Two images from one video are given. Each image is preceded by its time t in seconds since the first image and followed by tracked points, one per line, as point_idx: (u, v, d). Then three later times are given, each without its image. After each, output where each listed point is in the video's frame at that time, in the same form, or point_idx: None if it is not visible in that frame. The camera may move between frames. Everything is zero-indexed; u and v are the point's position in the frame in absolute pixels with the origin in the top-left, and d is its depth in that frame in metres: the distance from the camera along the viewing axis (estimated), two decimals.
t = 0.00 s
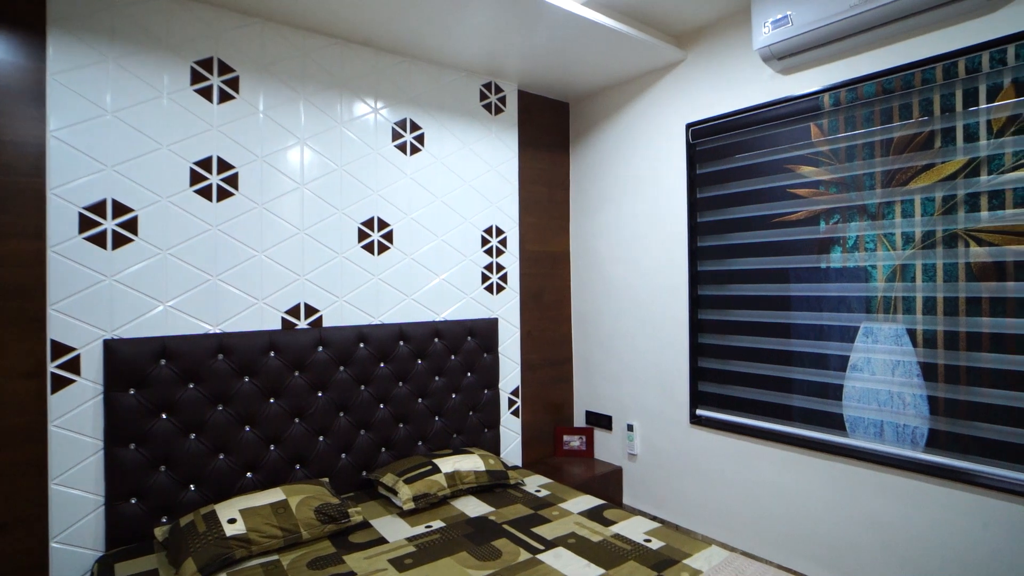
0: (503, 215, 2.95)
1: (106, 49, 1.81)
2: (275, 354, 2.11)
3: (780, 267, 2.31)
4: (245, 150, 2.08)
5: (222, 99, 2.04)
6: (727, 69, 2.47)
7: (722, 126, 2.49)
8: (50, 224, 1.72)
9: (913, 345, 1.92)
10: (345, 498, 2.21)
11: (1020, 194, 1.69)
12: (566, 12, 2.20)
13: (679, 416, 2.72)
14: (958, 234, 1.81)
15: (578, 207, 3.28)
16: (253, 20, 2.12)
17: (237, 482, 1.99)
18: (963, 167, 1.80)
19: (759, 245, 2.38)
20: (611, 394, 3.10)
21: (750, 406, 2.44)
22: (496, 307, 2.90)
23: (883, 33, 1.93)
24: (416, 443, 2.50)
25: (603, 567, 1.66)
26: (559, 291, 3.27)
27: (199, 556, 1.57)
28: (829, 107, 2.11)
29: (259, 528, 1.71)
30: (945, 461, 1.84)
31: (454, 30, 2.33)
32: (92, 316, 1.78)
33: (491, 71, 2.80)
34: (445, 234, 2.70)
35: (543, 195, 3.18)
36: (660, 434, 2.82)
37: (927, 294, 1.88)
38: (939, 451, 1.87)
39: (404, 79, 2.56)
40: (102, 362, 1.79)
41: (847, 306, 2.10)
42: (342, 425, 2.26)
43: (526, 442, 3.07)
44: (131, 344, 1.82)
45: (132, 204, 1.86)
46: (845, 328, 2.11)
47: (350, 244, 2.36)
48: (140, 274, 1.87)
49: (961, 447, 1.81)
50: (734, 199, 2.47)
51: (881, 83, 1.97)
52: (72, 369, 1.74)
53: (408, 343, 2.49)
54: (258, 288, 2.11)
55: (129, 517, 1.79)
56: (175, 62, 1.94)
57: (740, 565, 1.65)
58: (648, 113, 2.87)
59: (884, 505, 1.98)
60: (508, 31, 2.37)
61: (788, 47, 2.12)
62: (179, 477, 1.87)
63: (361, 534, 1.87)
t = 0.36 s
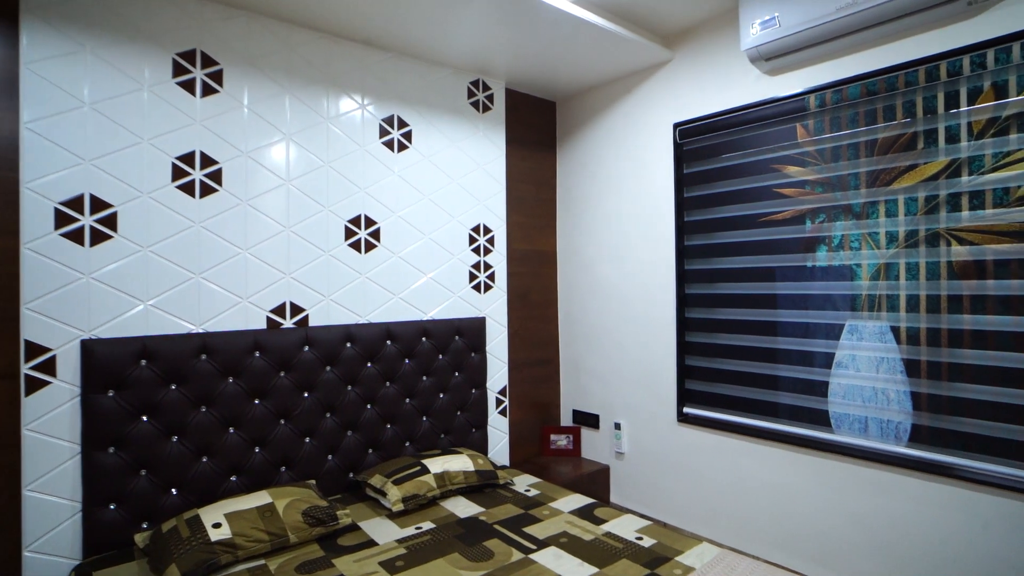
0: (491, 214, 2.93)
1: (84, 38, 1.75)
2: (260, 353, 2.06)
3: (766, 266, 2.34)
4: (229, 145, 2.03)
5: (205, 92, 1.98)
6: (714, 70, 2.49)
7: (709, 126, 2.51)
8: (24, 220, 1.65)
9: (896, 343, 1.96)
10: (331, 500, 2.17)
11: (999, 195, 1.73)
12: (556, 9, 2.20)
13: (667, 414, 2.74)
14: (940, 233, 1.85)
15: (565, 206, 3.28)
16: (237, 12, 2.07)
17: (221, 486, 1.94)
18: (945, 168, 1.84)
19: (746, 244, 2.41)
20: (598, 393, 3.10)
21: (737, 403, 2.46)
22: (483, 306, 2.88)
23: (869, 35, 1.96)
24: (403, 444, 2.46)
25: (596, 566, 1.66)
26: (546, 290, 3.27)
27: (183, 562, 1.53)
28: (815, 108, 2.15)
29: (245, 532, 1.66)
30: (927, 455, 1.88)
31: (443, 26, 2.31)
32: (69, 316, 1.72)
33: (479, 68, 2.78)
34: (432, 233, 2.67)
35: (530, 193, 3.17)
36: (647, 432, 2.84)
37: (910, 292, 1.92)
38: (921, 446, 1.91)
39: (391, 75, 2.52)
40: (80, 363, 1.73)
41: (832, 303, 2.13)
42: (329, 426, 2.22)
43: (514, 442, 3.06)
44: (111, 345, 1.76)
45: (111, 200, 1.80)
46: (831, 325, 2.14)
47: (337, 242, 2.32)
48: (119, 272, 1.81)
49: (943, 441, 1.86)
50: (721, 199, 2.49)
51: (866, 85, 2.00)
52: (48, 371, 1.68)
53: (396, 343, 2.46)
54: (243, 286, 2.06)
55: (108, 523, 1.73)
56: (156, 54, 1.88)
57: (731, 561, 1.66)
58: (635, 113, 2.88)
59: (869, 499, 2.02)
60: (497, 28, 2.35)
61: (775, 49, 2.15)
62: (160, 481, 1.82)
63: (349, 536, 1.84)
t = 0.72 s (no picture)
0: (478, 213, 2.90)
1: (58, 28, 1.69)
2: (243, 355, 2.01)
3: (753, 266, 2.36)
4: (211, 141, 1.98)
5: (186, 86, 1.93)
6: (702, 71, 2.51)
7: (696, 126, 2.52)
8: None
9: (880, 341, 1.99)
10: (317, 504, 2.13)
11: (979, 196, 1.77)
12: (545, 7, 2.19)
13: (653, 413, 2.75)
14: (922, 233, 1.88)
15: (551, 205, 3.27)
16: (220, 5, 2.01)
17: (203, 491, 1.89)
18: (927, 170, 1.87)
19: (732, 244, 2.43)
20: (585, 393, 3.10)
21: (724, 402, 2.48)
22: (470, 307, 2.86)
23: (854, 38, 1.99)
24: (390, 446, 2.43)
25: (588, 567, 1.65)
26: (532, 290, 3.26)
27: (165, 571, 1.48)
28: (800, 110, 2.18)
29: (229, 539, 1.62)
30: (909, 451, 1.92)
31: (431, 23, 2.28)
32: (43, 317, 1.65)
33: (466, 66, 2.75)
34: (419, 232, 2.64)
35: (517, 193, 3.16)
36: (634, 431, 2.85)
37: (894, 291, 1.96)
38: (904, 442, 1.95)
39: (378, 72, 2.49)
40: (54, 366, 1.66)
41: (818, 303, 2.16)
42: (314, 429, 2.17)
43: (500, 442, 3.04)
44: (87, 347, 1.70)
45: (87, 196, 1.73)
46: (816, 324, 2.17)
47: (322, 241, 2.27)
48: (96, 272, 1.74)
49: (925, 438, 1.89)
50: (708, 199, 2.51)
51: (850, 87, 2.04)
52: (20, 374, 1.61)
53: (382, 344, 2.42)
54: (225, 286, 2.01)
55: (84, 532, 1.66)
56: (134, 46, 1.82)
57: (722, 559, 1.67)
58: (622, 113, 2.89)
59: (853, 495, 2.05)
60: (486, 26, 2.33)
61: (762, 50, 2.17)
62: (139, 487, 1.76)
63: (336, 541, 1.80)
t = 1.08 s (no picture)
0: (465, 213, 2.87)
1: (30, 18, 1.62)
2: (226, 358, 1.95)
3: (740, 267, 2.38)
4: (193, 138, 1.92)
5: (166, 81, 1.86)
6: (690, 73, 2.52)
7: (684, 128, 2.53)
8: None
9: (866, 341, 2.02)
10: (302, 510, 2.08)
11: (963, 198, 1.80)
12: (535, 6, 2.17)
13: (641, 414, 2.75)
14: (907, 235, 1.91)
15: (538, 206, 3.26)
16: None
17: (184, 499, 1.83)
18: (912, 172, 1.90)
19: (720, 245, 2.44)
20: (572, 394, 3.09)
21: (711, 402, 2.49)
22: (458, 307, 2.83)
23: (840, 42, 2.02)
24: (376, 450, 2.39)
25: (581, 571, 1.64)
26: (519, 290, 3.24)
27: None
28: (788, 112, 2.20)
29: (212, 548, 1.57)
30: (895, 450, 1.95)
31: (419, 20, 2.25)
32: (14, 319, 1.58)
33: (454, 64, 2.72)
34: (406, 232, 2.60)
35: (504, 193, 3.14)
36: (622, 432, 2.85)
37: (879, 292, 1.98)
38: (890, 441, 1.97)
39: (364, 69, 2.44)
40: (26, 371, 1.59)
41: (805, 303, 2.18)
42: (299, 433, 2.13)
43: (487, 444, 3.01)
44: (61, 351, 1.63)
45: (61, 194, 1.66)
46: (803, 325, 2.19)
47: (307, 240, 2.22)
48: (71, 272, 1.68)
49: (910, 436, 1.92)
50: (695, 200, 2.52)
51: (836, 90, 2.07)
52: None
53: (368, 345, 2.38)
54: (207, 286, 1.95)
55: (57, 544, 1.60)
56: (111, 38, 1.76)
57: (713, 560, 1.67)
58: (609, 113, 2.89)
59: (839, 494, 2.07)
60: (475, 24, 2.31)
61: (750, 52, 2.19)
62: (116, 496, 1.69)
63: (323, 548, 1.76)
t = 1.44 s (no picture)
0: (452, 213, 2.84)
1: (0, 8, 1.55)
2: (208, 361, 1.89)
3: (729, 267, 2.39)
4: (174, 135, 1.86)
5: (145, 75, 1.80)
6: (679, 74, 2.53)
7: (673, 129, 2.54)
8: None
9: (853, 342, 2.04)
10: (287, 517, 2.03)
11: (947, 201, 1.83)
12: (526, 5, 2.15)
13: (630, 415, 2.75)
14: (893, 237, 1.94)
15: (526, 206, 3.24)
16: None
17: (164, 508, 1.77)
18: (898, 175, 1.93)
19: (708, 246, 2.45)
20: (560, 395, 3.08)
21: (699, 403, 2.50)
22: (445, 309, 2.80)
23: (829, 45, 2.04)
24: (363, 454, 2.34)
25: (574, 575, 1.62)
26: (506, 291, 3.22)
27: None
28: (776, 114, 2.22)
29: (195, 558, 1.52)
30: (881, 449, 1.97)
31: (407, 16, 2.21)
32: None
33: (442, 62, 2.69)
34: (393, 232, 2.55)
35: (491, 193, 3.11)
36: (610, 433, 2.84)
37: (866, 293, 2.00)
38: (877, 441, 1.99)
39: (350, 66, 2.40)
40: None
41: (793, 304, 2.20)
42: (284, 437, 2.08)
43: (475, 446, 2.98)
44: (34, 355, 1.56)
45: (34, 192, 1.60)
46: (791, 326, 2.21)
47: (292, 241, 2.17)
48: (45, 273, 1.61)
49: (896, 435, 1.95)
50: (683, 201, 2.53)
51: (824, 93, 2.09)
52: None
53: (355, 348, 2.33)
54: (189, 288, 1.89)
55: (30, 556, 1.53)
56: (87, 31, 1.69)
57: (705, 562, 1.67)
58: (598, 113, 2.88)
59: (826, 493, 2.09)
60: (464, 21, 2.28)
61: (739, 54, 2.20)
62: (93, 506, 1.63)
63: (310, 556, 1.71)
